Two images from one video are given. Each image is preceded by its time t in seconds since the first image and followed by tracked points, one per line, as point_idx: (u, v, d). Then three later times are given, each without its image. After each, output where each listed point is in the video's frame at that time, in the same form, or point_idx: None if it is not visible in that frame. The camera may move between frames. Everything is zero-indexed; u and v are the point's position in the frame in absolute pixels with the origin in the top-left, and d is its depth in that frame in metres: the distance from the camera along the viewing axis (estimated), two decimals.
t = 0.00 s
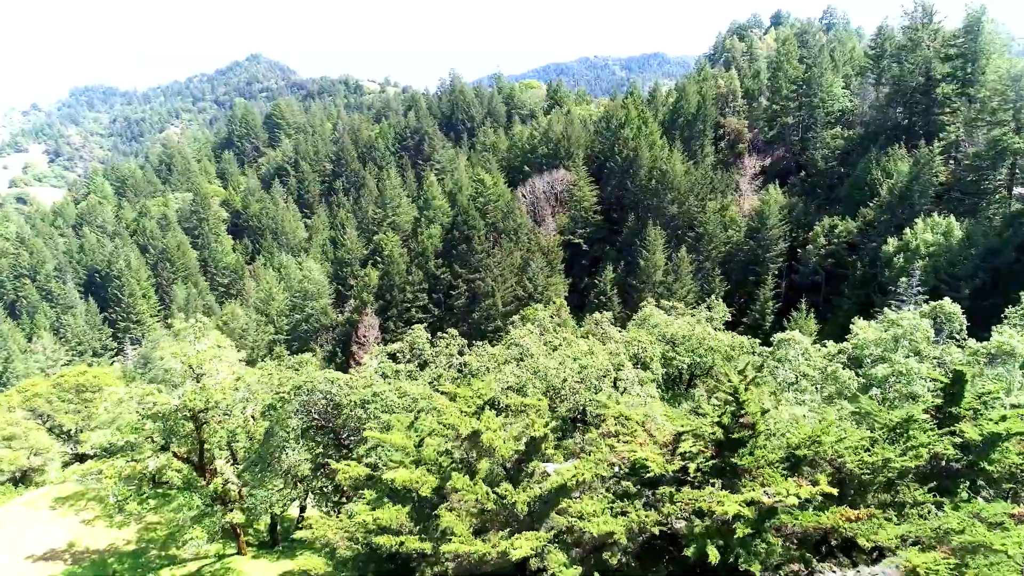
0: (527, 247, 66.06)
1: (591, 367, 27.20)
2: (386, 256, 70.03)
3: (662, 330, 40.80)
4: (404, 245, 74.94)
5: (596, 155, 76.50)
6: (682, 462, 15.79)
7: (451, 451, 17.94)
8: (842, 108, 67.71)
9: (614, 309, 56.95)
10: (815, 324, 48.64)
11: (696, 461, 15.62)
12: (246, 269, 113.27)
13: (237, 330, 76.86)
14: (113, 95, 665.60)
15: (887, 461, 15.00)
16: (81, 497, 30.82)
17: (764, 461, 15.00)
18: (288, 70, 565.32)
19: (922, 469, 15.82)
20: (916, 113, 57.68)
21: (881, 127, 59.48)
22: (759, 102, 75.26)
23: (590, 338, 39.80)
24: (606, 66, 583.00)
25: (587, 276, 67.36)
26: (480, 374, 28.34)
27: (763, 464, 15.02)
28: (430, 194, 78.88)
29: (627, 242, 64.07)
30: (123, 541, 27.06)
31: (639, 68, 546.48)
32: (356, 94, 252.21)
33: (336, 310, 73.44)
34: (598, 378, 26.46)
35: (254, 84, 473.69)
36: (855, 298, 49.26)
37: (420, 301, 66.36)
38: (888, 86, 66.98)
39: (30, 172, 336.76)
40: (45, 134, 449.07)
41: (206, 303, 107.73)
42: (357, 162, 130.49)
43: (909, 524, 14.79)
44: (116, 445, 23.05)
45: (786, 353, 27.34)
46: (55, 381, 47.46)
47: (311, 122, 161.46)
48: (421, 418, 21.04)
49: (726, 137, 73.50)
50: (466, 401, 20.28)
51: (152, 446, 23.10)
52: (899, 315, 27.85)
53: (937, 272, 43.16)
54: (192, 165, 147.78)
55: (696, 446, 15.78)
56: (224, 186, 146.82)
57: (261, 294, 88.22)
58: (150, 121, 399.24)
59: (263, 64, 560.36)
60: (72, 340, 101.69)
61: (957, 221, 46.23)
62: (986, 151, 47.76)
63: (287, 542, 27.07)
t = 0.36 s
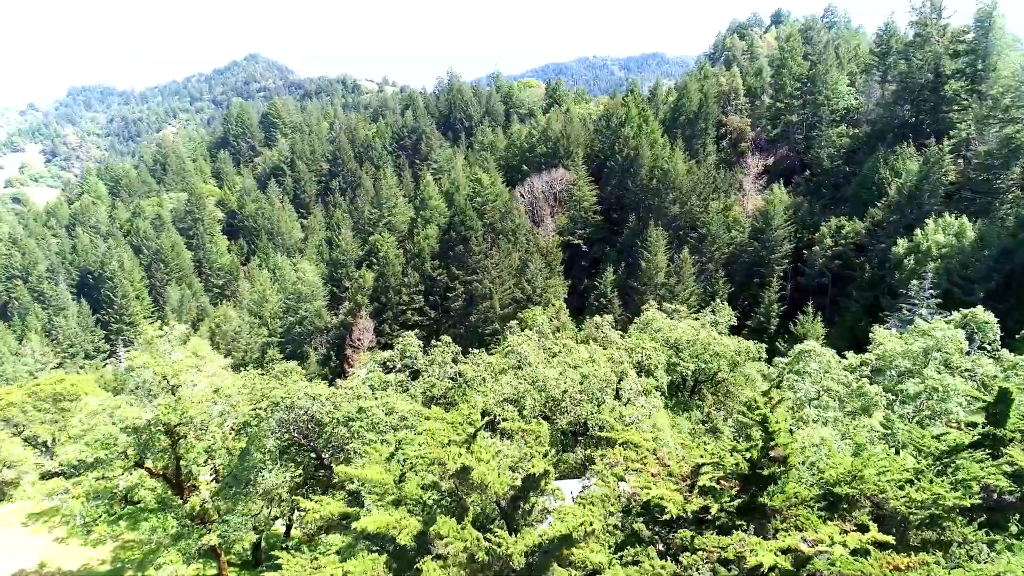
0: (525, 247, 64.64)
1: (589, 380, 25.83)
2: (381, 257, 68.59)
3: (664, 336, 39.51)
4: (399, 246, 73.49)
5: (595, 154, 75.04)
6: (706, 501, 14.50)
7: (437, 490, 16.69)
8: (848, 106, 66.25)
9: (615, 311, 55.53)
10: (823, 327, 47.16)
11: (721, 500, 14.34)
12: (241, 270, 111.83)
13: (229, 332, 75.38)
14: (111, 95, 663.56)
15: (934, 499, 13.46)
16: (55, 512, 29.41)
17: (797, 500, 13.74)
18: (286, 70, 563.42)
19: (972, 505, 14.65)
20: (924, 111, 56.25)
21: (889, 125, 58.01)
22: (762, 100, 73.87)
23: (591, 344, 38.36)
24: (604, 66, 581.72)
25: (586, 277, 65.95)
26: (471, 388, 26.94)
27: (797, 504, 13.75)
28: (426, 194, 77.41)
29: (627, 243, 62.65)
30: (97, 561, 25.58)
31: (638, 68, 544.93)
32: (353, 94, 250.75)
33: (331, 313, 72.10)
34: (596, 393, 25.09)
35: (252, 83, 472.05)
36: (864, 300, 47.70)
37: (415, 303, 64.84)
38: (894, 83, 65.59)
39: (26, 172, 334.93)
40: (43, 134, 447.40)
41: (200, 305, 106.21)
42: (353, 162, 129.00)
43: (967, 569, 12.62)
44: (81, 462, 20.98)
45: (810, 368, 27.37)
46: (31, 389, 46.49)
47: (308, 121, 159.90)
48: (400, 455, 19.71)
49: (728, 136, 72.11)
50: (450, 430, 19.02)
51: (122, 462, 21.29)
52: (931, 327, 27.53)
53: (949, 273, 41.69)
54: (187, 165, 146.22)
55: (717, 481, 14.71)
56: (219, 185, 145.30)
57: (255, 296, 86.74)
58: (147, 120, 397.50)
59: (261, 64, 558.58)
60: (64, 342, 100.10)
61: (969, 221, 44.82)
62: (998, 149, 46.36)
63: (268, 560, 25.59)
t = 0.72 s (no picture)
0: (524, 249, 63.28)
1: (589, 395, 24.70)
2: (377, 259, 67.24)
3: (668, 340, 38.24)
4: (396, 247, 72.03)
5: (596, 154, 73.64)
6: (738, 556, 13.51)
7: (423, 533, 15.68)
8: (854, 104, 64.87)
9: (617, 314, 54.20)
10: (830, 331, 45.78)
11: (756, 555, 13.37)
12: (237, 271, 110.41)
13: (222, 335, 73.95)
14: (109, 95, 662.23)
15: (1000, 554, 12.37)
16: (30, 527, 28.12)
17: (842, 554, 12.67)
18: (285, 70, 561.65)
19: None
20: (933, 110, 54.91)
21: (897, 124, 56.60)
22: (766, 98, 72.46)
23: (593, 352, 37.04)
24: (603, 66, 579.54)
25: (587, 280, 64.59)
26: (465, 402, 25.82)
27: (841, 558, 12.70)
28: (423, 194, 76.02)
29: (629, 244, 61.23)
30: None
31: (637, 67, 543.86)
32: (351, 93, 249.19)
33: (326, 315, 70.73)
34: (598, 408, 24.08)
35: (250, 84, 470.41)
36: (872, 304, 46.35)
37: (412, 306, 63.47)
38: (902, 82, 64.24)
39: (23, 172, 333.13)
40: (41, 134, 445.61)
41: (195, 306, 104.71)
42: (351, 162, 127.53)
43: None
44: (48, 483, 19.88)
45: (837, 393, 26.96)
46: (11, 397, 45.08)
47: (305, 121, 158.38)
48: (387, 483, 18.69)
49: (731, 135, 70.77)
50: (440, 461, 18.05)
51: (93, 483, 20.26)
52: (968, 340, 26.65)
53: (964, 276, 40.29)
54: (183, 165, 144.75)
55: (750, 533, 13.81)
56: (215, 186, 143.84)
57: (249, 297, 85.23)
58: (145, 121, 395.68)
59: (260, 64, 556.88)
60: (56, 345, 98.49)
61: (982, 222, 43.44)
62: (1012, 148, 44.96)
63: None
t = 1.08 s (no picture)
0: (523, 250, 61.74)
1: (591, 411, 23.31)
2: (372, 260, 65.69)
3: (672, 345, 36.82)
4: (392, 248, 70.50)
5: (596, 153, 72.03)
6: None
7: None
8: (860, 102, 63.35)
9: (618, 318, 52.75)
10: (839, 335, 44.32)
11: None
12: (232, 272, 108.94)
13: (215, 338, 72.50)
14: (107, 95, 660.06)
15: None
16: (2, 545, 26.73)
17: None
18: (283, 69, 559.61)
19: None
20: (943, 107, 53.35)
21: (906, 121, 55.01)
22: (769, 96, 70.95)
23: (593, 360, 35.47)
24: (603, 66, 577.99)
25: (587, 282, 63.20)
26: (456, 414, 24.33)
27: None
28: (419, 194, 74.39)
29: (630, 245, 59.77)
30: None
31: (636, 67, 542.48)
32: (349, 93, 247.44)
33: (320, 318, 69.29)
34: (601, 424, 22.76)
35: (248, 83, 468.43)
36: (882, 308, 44.91)
37: (408, 309, 61.94)
38: (909, 79, 62.76)
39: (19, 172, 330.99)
40: (38, 133, 443.62)
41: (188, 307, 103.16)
42: (347, 161, 125.93)
43: None
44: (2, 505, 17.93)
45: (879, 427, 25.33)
46: None
47: (301, 120, 156.80)
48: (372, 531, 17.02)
49: (733, 134, 69.28)
50: (422, 511, 15.82)
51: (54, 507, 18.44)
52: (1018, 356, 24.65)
53: (979, 278, 38.77)
54: (178, 165, 143.17)
55: None
56: (210, 185, 142.34)
57: (242, 299, 83.72)
58: (142, 120, 393.83)
59: (258, 63, 554.99)
60: (48, 347, 96.91)
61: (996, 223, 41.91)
62: None
63: None
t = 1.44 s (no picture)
0: (521, 252, 60.32)
1: (594, 428, 22.10)
2: (367, 261, 64.25)
3: (676, 351, 35.47)
4: (387, 249, 69.02)
5: (596, 152, 70.57)
6: None
7: None
8: (866, 101, 61.98)
9: (619, 322, 51.41)
10: (848, 340, 42.94)
11: None
12: (227, 273, 107.46)
13: (208, 341, 71.00)
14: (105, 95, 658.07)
15: None
16: None
17: None
18: (282, 69, 557.73)
19: None
20: (953, 105, 51.98)
21: (915, 120, 53.60)
22: (773, 94, 69.49)
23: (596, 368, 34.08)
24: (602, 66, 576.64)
25: (587, 284, 61.86)
26: (451, 430, 23.02)
27: None
28: (416, 194, 72.91)
29: (631, 246, 58.35)
30: None
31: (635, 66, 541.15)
32: (348, 92, 245.80)
33: (315, 321, 67.82)
34: (605, 442, 21.56)
35: (246, 83, 466.77)
36: (892, 312, 43.54)
37: (404, 312, 60.40)
38: (917, 77, 61.40)
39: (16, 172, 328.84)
40: (35, 133, 441.35)
41: (183, 309, 101.59)
42: (344, 161, 124.33)
43: None
44: None
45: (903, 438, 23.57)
46: None
47: (299, 119, 155.29)
48: None
49: (736, 133, 67.84)
50: None
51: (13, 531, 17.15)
52: None
53: (995, 281, 37.30)
54: (174, 165, 141.60)
55: None
56: (206, 185, 140.78)
57: (235, 301, 82.18)
58: (139, 120, 391.84)
59: (256, 63, 553.46)
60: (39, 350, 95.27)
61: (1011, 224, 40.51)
62: None
63: None
